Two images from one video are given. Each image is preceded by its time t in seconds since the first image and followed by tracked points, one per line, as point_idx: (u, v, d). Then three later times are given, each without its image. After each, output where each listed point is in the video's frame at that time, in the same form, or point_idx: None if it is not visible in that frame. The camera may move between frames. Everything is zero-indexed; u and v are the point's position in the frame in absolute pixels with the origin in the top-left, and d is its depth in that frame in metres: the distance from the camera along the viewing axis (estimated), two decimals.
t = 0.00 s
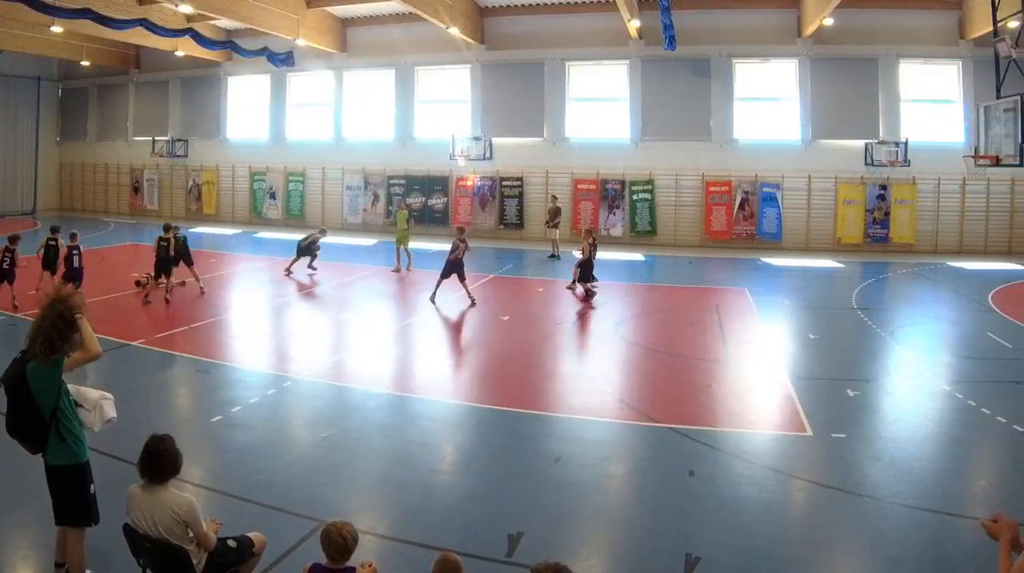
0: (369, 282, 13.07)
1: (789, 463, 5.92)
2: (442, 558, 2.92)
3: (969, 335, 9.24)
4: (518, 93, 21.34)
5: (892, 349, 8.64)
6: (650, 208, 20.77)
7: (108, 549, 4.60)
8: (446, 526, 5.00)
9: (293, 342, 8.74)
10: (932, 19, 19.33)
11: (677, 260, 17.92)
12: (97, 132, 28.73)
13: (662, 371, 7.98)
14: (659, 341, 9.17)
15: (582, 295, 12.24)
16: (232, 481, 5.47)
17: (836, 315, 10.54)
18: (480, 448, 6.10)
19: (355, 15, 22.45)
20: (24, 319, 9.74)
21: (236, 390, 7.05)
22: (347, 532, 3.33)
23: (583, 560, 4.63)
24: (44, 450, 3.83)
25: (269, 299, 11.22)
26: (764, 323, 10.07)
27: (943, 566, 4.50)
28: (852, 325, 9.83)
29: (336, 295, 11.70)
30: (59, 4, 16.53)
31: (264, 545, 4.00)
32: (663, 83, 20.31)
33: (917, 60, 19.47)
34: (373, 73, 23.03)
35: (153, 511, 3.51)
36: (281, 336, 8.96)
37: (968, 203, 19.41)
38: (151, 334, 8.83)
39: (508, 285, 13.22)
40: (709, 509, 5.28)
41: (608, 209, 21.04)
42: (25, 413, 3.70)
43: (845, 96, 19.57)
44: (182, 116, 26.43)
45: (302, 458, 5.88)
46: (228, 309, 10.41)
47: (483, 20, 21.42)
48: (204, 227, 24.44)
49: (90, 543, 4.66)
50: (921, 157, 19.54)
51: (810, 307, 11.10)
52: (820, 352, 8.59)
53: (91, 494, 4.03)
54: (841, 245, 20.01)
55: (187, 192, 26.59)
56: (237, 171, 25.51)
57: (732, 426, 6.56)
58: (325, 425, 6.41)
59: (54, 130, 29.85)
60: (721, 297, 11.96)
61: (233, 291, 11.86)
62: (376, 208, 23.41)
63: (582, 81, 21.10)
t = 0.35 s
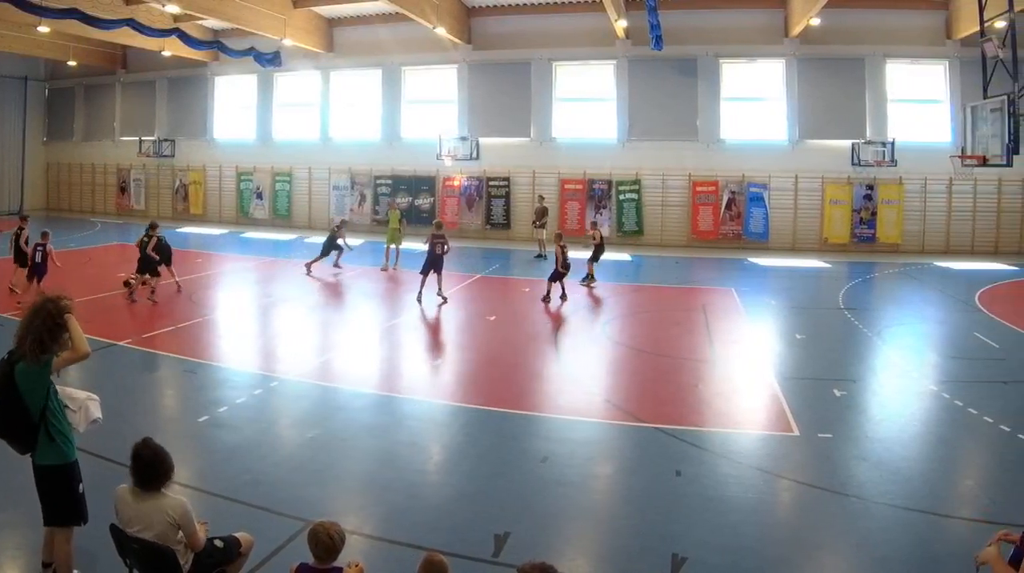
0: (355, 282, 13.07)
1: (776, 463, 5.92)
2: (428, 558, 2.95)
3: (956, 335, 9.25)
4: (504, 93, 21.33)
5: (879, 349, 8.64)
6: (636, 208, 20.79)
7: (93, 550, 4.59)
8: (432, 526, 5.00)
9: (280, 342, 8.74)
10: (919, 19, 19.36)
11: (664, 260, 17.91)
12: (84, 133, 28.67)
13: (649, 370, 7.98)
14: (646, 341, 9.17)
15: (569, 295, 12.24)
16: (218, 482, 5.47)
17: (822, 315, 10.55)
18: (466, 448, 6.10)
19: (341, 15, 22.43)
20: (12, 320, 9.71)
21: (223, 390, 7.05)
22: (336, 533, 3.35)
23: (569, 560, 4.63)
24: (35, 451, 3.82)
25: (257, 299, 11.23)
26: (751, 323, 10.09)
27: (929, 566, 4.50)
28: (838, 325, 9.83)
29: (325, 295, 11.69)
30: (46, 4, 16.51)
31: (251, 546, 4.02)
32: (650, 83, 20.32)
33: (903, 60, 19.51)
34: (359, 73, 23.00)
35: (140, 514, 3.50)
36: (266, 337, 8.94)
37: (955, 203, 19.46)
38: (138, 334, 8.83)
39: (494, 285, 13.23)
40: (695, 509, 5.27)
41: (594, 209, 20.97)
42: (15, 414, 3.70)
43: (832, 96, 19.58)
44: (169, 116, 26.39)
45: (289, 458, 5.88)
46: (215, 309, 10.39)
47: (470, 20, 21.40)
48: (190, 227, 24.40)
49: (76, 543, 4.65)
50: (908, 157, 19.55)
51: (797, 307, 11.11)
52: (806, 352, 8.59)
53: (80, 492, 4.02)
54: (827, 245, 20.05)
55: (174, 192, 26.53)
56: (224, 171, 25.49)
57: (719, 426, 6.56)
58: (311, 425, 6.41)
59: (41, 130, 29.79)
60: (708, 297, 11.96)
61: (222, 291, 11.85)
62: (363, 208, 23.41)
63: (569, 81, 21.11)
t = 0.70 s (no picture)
0: (342, 282, 13.06)
1: (763, 463, 5.92)
2: (414, 559, 2.93)
3: (942, 335, 9.25)
4: (491, 93, 21.34)
5: (865, 349, 8.64)
6: (623, 208, 20.80)
7: (79, 550, 4.59)
8: (419, 526, 5.00)
9: (267, 342, 8.73)
10: (906, 19, 19.37)
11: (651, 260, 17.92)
12: (71, 133, 28.63)
13: (636, 371, 7.98)
14: (634, 341, 9.17)
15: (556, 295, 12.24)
16: (205, 482, 5.47)
17: (808, 315, 10.54)
18: (453, 449, 6.10)
19: (328, 15, 22.40)
20: None
21: (210, 390, 7.05)
22: (323, 533, 3.33)
23: (556, 560, 4.63)
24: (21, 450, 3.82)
25: (244, 299, 11.22)
26: (737, 322, 10.09)
27: (916, 566, 4.49)
28: (824, 325, 9.83)
29: (312, 295, 11.68)
30: (33, 4, 16.50)
31: (238, 545, 4.02)
32: (636, 83, 20.35)
33: (889, 60, 19.55)
34: (346, 73, 22.99)
35: (130, 514, 3.50)
36: (254, 337, 8.94)
37: (942, 203, 19.52)
38: (126, 334, 8.82)
39: (481, 285, 13.22)
40: (682, 509, 5.27)
41: (581, 209, 21.02)
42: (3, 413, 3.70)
43: (819, 96, 19.61)
44: (155, 116, 26.35)
45: (276, 458, 5.87)
46: (201, 309, 10.38)
47: (456, 20, 21.38)
48: (177, 227, 24.35)
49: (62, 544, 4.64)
50: (896, 157, 19.58)
51: (784, 307, 11.11)
52: (793, 352, 8.59)
53: (66, 492, 4.00)
54: (814, 245, 20.08)
55: (161, 193, 26.48)
56: (210, 171, 25.46)
57: (706, 426, 6.56)
58: (298, 425, 6.41)
59: (28, 131, 29.72)
60: (695, 297, 11.97)
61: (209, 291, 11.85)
62: (350, 208, 23.40)
63: (556, 81, 21.12)
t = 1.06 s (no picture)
0: (328, 282, 13.06)
1: (748, 462, 5.92)
2: (399, 558, 2.91)
3: (928, 335, 9.26)
4: (476, 93, 21.33)
5: (850, 349, 8.64)
6: (609, 208, 20.84)
7: (64, 551, 4.57)
8: (406, 525, 4.99)
9: (253, 342, 8.73)
10: (891, 18, 19.40)
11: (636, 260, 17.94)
12: (57, 133, 28.55)
13: (622, 371, 7.98)
14: (620, 341, 9.16)
15: (541, 295, 12.24)
16: (191, 482, 5.46)
17: (794, 315, 10.54)
18: (439, 448, 6.10)
19: (313, 15, 22.36)
20: None
21: (196, 390, 7.05)
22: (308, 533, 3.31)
23: (542, 560, 4.62)
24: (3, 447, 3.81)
25: (230, 299, 11.23)
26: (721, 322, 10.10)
27: (901, 567, 4.49)
28: (810, 325, 9.84)
29: (298, 295, 11.68)
30: (17, 4, 16.46)
31: (224, 546, 4.03)
32: (622, 83, 20.36)
33: (875, 60, 19.58)
34: (331, 73, 22.97)
35: (114, 513, 3.50)
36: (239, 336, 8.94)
37: (927, 203, 19.61)
38: (111, 334, 8.82)
39: (467, 286, 13.20)
40: (668, 509, 5.27)
41: (567, 209, 21.04)
42: None
43: (805, 96, 19.64)
44: (140, 116, 26.27)
45: (262, 458, 5.87)
46: (187, 309, 10.38)
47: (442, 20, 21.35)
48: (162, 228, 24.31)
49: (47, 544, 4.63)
50: (881, 157, 19.65)
51: (770, 308, 11.11)
52: (778, 352, 8.59)
53: (52, 493, 3.98)
54: (800, 245, 20.15)
55: (146, 193, 26.43)
56: (196, 171, 25.41)
57: (692, 426, 6.56)
58: (284, 426, 6.41)
59: (14, 131, 29.62)
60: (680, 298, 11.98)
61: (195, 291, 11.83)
62: (336, 208, 23.39)
63: (541, 81, 21.13)
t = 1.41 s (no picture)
0: (315, 282, 13.06)
1: (735, 462, 5.92)
2: (384, 558, 2.92)
3: (915, 335, 9.26)
4: (462, 92, 21.33)
5: (837, 349, 8.64)
6: (596, 208, 20.86)
7: (49, 550, 4.56)
8: (393, 525, 4.99)
9: (240, 342, 8.72)
10: (879, 19, 19.46)
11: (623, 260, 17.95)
12: (44, 133, 28.49)
13: (608, 371, 7.98)
14: (607, 341, 9.16)
15: (528, 295, 12.23)
16: (177, 482, 5.45)
17: (781, 315, 10.54)
18: (426, 448, 6.10)
19: (300, 15, 22.34)
20: None
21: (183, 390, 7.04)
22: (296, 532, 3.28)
23: (529, 560, 4.62)
24: None
25: (216, 298, 11.22)
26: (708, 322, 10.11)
27: (889, 567, 4.49)
28: (797, 325, 9.84)
29: (285, 295, 11.68)
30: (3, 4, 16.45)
31: (210, 546, 4.02)
32: (608, 83, 20.37)
33: (862, 60, 19.63)
34: (318, 73, 22.95)
35: (99, 511, 3.45)
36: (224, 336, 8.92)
37: (914, 203, 19.70)
38: (97, 334, 8.82)
39: (454, 286, 13.21)
40: (655, 510, 5.26)
41: (554, 209, 21.06)
42: None
43: (793, 96, 19.68)
44: (127, 116, 26.20)
45: (248, 458, 5.87)
46: (174, 309, 10.37)
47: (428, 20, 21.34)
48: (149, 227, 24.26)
49: (32, 544, 4.61)
50: (868, 157, 19.70)
51: (758, 307, 11.11)
52: (765, 352, 8.59)
53: (34, 495, 3.98)
54: (787, 245, 20.22)
55: (133, 192, 26.36)
56: (183, 171, 25.36)
57: (679, 426, 6.56)
58: (271, 426, 6.41)
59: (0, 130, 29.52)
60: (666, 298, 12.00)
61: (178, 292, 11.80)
62: (322, 208, 23.38)
63: (528, 81, 21.14)
